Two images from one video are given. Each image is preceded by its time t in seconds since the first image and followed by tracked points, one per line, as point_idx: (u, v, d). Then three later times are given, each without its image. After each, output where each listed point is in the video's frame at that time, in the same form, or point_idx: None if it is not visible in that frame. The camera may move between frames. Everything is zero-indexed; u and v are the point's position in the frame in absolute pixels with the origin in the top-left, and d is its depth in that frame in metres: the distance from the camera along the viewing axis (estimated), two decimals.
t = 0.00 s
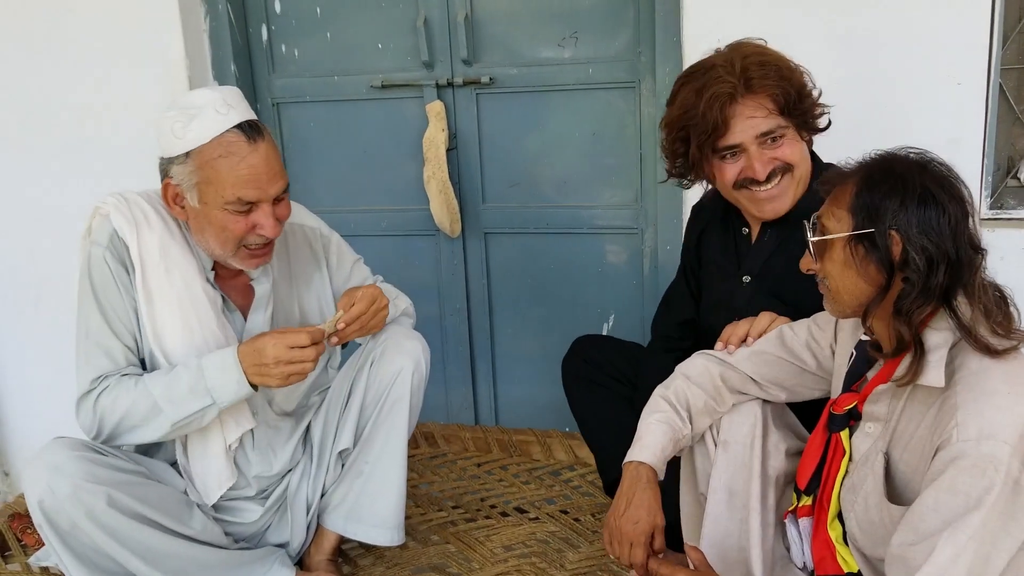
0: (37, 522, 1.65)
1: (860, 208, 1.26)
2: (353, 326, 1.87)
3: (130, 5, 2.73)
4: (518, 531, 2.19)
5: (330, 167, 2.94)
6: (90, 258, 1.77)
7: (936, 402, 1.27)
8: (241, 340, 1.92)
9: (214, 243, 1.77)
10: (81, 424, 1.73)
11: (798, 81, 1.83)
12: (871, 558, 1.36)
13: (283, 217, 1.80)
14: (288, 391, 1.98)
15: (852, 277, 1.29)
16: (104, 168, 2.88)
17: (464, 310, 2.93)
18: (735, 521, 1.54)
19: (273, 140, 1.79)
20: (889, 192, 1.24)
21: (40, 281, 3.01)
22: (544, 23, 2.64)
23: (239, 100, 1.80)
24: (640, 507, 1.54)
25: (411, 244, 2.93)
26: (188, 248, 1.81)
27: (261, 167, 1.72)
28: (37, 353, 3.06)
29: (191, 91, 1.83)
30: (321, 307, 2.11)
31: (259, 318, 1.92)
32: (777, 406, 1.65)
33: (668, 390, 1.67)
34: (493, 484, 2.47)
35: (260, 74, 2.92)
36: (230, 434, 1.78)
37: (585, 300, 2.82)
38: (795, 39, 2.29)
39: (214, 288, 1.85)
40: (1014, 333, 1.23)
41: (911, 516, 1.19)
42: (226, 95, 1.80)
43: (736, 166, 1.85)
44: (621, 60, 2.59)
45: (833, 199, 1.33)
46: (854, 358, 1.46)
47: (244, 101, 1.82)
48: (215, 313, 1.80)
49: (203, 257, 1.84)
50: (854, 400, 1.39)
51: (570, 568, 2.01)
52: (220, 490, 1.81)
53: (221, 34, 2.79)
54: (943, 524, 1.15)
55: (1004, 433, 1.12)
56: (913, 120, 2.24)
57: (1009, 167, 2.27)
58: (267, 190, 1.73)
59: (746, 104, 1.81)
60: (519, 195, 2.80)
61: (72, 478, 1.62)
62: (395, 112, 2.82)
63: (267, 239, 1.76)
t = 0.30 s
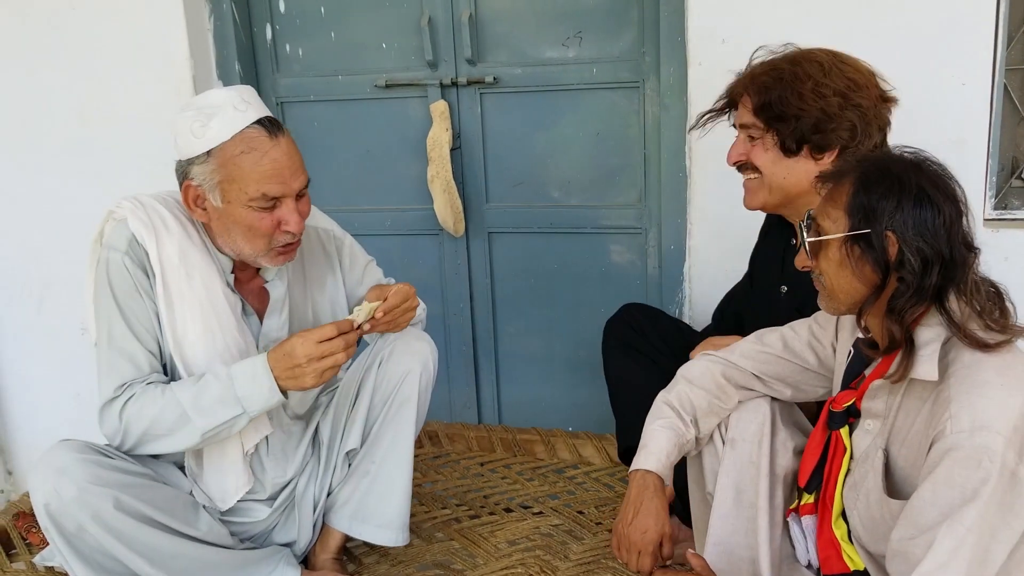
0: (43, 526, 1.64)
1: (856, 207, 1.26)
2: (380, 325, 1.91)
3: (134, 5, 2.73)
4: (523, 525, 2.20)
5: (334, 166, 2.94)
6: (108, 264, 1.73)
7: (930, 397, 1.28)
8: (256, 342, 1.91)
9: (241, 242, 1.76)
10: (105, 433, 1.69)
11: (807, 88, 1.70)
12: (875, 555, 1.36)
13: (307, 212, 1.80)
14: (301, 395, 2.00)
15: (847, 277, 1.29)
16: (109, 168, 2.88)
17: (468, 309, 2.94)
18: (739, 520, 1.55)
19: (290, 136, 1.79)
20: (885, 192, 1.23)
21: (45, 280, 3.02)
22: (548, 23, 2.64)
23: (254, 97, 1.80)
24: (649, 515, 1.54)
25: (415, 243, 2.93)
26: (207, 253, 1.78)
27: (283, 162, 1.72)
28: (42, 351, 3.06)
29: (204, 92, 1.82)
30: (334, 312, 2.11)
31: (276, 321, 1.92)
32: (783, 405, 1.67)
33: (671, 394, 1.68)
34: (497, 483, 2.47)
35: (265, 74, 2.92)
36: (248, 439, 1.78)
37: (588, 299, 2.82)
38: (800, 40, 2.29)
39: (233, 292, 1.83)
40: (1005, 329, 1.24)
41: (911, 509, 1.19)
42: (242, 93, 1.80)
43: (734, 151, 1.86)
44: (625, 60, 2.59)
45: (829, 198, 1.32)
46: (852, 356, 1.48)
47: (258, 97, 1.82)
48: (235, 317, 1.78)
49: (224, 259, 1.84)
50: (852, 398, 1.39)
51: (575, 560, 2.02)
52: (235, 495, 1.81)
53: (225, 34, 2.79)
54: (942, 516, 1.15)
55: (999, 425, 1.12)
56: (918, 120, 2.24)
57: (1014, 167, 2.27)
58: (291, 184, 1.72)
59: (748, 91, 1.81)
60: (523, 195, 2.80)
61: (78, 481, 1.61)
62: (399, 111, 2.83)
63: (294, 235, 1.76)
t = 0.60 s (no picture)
0: (51, 526, 1.62)
1: (868, 204, 1.25)
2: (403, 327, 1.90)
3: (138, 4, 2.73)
4: (527, 528, 2.20)
5: (338, 166, 2.94)
6: (125, 270, 1.71)
7: (937, 394, 1.27)
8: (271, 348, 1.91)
9: (263, 244, 1.75)
10: (121, 440, 1.66)
11: (841, 104, 1.68)
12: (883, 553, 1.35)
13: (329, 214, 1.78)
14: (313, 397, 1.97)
15: (857, 274, 1.28)
16: (113, 168, 2.88)
17: (472, 309, 2.93)
18: (745, 521, 1.54)
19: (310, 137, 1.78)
20: (896, 189, 1.23)
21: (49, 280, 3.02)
22: (552, 23, 2.64)
23: (273, 99, 1.79)
24: (654, 512, 1.54)
25: (419, 243, 2.93)
26: (225, 260, 1.76)
27: (305, 163, 1.70)
28: (45, 350, 3.07)
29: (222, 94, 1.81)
30: (346, 316, 2.11)
31: (291, 327, 1.92)
32: (786, 406, 1.67)
33: (677, 394, 1.68)
34: (501, 483, 2.47)
35: (269, 74, 2.92)
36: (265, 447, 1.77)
37: (592, 300, 2.82)
38: (805, 40, 2.29)
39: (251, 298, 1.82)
40: (1014, 328, 1.23)
41: (918, 507, 1.19)
42: (262, 95, 1.79)
43: (760, 161, 1.83)
44: (630, 60, 2.59)
45: (840, 196, 1.32)
46: (860, 355, 1.47)
47: (276, 98, 1.81)
48: (252, 325, 1.77)
49: (242, 265, 1.83)
50: (859, 396, 1.40)
51: (580, 566, 2.01)
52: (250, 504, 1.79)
53: (230, 33, 2.79)
54: (949, 513, 1.15)
55: (1006, 422, 1.12)
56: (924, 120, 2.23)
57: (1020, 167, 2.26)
58: (313, 185, 1.71)
59: (778, 100, 1.78)
60: (527, 195, 2.80)
61: (87, 481, 1.60)
62: (403, 111, 2.83)
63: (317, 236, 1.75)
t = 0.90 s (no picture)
0: (59, 531, 1.62)
1: (862, 204, 1.25)
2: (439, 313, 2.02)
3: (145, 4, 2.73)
4: (534, 528, 2.20)
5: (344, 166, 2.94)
6: (142, 276, 1.68)
7: (939, 392, 1.26)
8: (287, 354, 1.90)
9: (284, 251, 1.75)
10: (134, 447, 1.63)
11: (835, 125, 1.64)
12: (888, 552, 1.36)
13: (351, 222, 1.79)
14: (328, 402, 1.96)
15: (855, 275, 1.27)
16: (121, 169, 2.89)
17: (478, 308, 2.94)
18: (750, 523, 1.53)
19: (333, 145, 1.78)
20: (890, 188, 1.22)
21: (57, 280, 3.03)
22: (558, 22, 2.63)
23: (296, 106, 1.79)
24: (657, 516, 1.54)
25: (425, 242, 2.93)
26: (242, 266, 1.75)
27: (329, 171, 1.71)
28: (53, 350, 3.08)
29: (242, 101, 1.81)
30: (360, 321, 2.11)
31: (307, 332, 1.92)
32: (790, 407, 1.66)
33: (679, 398, 1.68)
34: (508, 483, 2.47)
35: (275, 73, 2.92)
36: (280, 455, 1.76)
37: (598, 299, 2.81)
38: (813, 38, 2.27)
39: (267, 305, 1.80)
40: (1014, 322, 1.22)
41: (921, 505, 1.18)
42: (285, 102, 1.80)
43: (756, 185, 1.79)
44: (636, 59, 2.58)
45: (835, 197, 1.31)
46: (861, 355, 1.47)
47: (297, 105, 1.81)
48: (269, 332, 1.75)
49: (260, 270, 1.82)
50: (862, 397, 1.39)
51: (586, 566, 2.01)
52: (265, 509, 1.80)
53: (237, 33, 2.80)
54: (953, 509, 1.14)
55: (1008, 418, 1.11)
56: (932, 119, 2.22)
57: None
58: (337, 194, 1.71)
59: (770, 124, 1.74)
60: (532, 194, 2.80)
61: (95, 487, 1.60)
62: (409, 111, 2.82)
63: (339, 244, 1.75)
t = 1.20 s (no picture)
0: (70, 540, 1.61)
1: (871, 203, 1.24)
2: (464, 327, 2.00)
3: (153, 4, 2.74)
4: (542, 528, 2.19)
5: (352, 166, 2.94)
6: (161, 282, 1.66)
7: (949, 388, 1.25)
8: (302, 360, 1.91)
9: (305, 260, 1.74)
10: (155, 457, 1.59)
11: (849, 135, 1.62)
12: (900, 552, 1.33)
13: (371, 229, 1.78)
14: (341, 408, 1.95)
15: (866, 274, 1.26)
16: (129, 169, 2.90)
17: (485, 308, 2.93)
18: (760, 523, 1.52)
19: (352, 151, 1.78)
20: (900, 186, 1.21)
21: (65, 280, 3.04)
22: (567, 21, 2.63)
23: (315, 113, 1.78)
24: (674, 517, 1.52)
25: (433, 242, 2.92)
26: (259, 272, 1.74)
27: (350, 179, 1.70)
28: (62, 350, 3.09)
29: (260, 108, 1.80)
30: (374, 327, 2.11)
31: (322, 338, 1.93)
32: (802, 407, 1.66)
33: (692, 398, 1.67)
34: (516, 484, 2.46)
35: (283, 74, 2.93)
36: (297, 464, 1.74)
37: (607, 299, 2.80)
38: (823, 37, 2.26)
39: (284, 312, 1.80)
40: None
41: (931, 501, 1.17)
42: (304, 108, 1.79)
43: (768, 197, 1.77)
44: (645, 58, 2.57)
45: (842, 197, 1.30)
46: (871, 354, 1.46)
47: (316, 111, 1.80)
48: (286, 339, 1.75)
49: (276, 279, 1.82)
50: (872, 396, 1.38)
51: (594, 567, 2.00)
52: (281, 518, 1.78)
53: (245, 34, 2.80)
54: (964, 504, 1.12)
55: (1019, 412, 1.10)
56: (943, 119, 2.20)
57: None
58: (357, 201, 1.71)
59: (781, 135, 1.72)
60: (541, 194, 2.79)
61: (107, 495, 1.60)
62: (417, 110, 2.82)
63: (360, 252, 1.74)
